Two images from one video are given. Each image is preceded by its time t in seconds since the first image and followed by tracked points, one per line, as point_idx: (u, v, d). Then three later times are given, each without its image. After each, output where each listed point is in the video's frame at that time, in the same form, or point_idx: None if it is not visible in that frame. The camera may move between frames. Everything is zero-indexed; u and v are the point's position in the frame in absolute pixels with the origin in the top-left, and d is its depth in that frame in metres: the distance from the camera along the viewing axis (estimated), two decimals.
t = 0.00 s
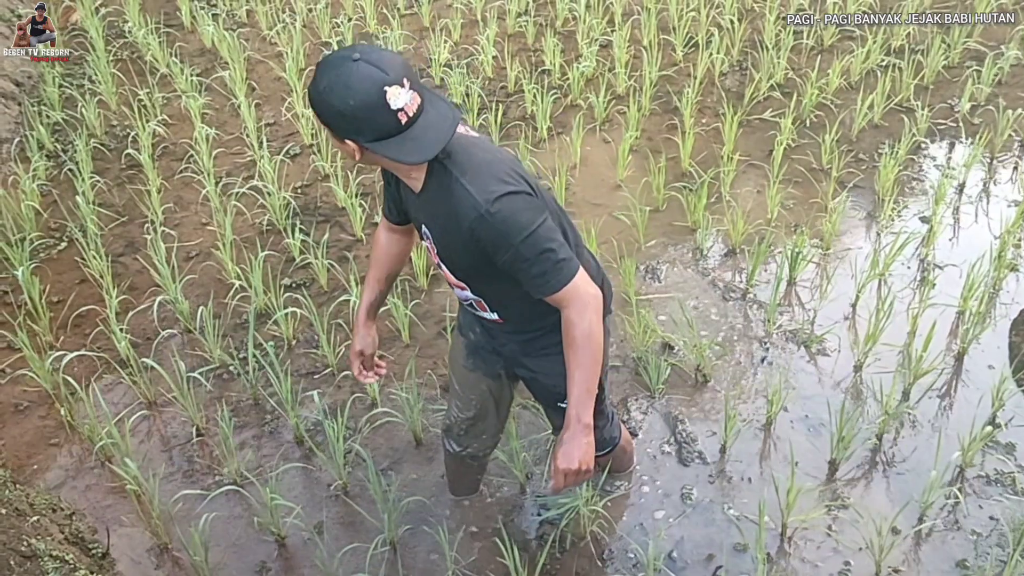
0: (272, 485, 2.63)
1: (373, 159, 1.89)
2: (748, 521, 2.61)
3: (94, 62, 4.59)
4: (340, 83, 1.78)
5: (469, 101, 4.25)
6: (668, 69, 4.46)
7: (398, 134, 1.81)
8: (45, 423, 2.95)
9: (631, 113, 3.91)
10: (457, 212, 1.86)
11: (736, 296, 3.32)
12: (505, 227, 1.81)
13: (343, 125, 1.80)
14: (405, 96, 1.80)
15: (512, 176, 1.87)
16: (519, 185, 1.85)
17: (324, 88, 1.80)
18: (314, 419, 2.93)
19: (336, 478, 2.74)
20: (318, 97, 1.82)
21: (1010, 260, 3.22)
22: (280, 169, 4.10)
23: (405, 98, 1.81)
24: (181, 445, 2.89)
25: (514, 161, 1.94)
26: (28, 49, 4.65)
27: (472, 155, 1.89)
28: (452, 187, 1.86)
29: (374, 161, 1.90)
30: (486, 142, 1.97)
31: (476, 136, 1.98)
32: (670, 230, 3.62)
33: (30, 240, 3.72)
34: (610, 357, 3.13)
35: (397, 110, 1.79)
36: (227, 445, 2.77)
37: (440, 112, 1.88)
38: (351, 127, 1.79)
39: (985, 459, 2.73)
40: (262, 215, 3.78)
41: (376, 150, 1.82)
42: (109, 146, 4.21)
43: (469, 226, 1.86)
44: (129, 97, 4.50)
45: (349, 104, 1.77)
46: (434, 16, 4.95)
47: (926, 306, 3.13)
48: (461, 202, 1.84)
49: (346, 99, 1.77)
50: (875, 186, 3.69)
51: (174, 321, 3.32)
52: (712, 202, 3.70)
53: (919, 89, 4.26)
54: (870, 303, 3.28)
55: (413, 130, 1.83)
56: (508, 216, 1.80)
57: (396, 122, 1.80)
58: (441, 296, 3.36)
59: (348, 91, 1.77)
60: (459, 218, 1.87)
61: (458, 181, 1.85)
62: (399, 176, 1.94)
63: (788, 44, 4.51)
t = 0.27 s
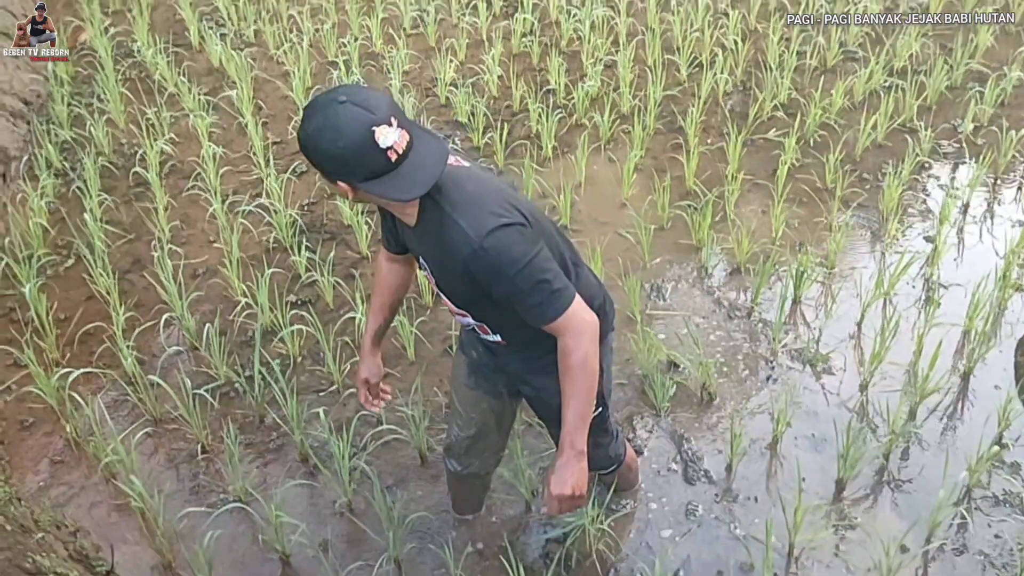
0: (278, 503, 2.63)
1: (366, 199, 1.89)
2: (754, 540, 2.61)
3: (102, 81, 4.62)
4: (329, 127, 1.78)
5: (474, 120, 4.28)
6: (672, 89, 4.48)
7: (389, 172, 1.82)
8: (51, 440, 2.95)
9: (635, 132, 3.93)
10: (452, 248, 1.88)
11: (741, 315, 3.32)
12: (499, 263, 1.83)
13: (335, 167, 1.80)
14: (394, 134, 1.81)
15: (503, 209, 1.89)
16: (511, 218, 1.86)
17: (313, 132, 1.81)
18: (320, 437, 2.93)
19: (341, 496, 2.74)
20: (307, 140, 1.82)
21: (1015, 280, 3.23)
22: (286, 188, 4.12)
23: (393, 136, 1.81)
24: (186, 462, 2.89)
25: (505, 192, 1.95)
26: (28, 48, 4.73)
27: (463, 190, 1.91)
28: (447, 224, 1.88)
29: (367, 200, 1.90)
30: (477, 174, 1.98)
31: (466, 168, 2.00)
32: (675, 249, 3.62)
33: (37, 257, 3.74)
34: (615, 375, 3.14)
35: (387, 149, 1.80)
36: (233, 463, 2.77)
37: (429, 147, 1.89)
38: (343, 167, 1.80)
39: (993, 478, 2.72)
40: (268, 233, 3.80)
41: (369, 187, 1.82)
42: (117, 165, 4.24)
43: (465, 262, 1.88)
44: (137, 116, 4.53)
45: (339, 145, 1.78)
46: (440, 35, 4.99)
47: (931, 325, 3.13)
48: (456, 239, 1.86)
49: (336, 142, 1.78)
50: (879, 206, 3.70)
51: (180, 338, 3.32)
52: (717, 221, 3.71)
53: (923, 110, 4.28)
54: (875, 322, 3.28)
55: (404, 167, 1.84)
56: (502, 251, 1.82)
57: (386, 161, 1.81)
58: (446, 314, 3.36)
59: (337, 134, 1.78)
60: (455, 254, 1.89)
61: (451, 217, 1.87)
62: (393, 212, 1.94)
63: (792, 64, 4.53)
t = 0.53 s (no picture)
0: (281, 551, 2.60)
1: (377, 295, 1.88)
2: None
3: (113, 127, 4.69)
4: (295, 273, 1.80)
5: (481, 168, 4.32)
6: (678, 138, 4.52)
7: (366, 243, 1.84)
8: (53, 486, 2.93)
9: (641, 180, 3.96)
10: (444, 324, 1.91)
11: (748, 363, 3.31)
12: (493, 336, 1.86)
13: (330, 285, 1.80)
14: (338, 223, 1.86)
15: (489, 280, 1.91)
16: (498, 289, 1.89)
17: (286, 283, 1.82)
18: (324, 484, 2.90)
19: (346, 544, 2.71)
20: (297, 305, 1.83)
21: None
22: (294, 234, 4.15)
23: (339, 223, 1.86)
24: (189, 509, 2.87)
25: (490, 260, 1.96)
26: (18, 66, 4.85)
27: (450, 264, 1.93)
28: (439, 302, 1.90)
29: (381, 295, 1.89)
30: (463, 244, 2.00)
31: (449, 239, 2.01)
32: (682, 296, 3.63)
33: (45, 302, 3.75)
34: (622, 423, 3.12)
35: (343, 234, 1.84)
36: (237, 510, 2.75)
37: (377, 212, 1.93)
38: (339, 281, 1.79)
39: (1005, 529, 2.69)
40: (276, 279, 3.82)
41: (368, 277, 1.82)
42: (126, 210, 4.28)
43: (460, 337, 1.91)
44: (147, 162, 4.58)
45: (316, 271, 1.78)
46: (448, 84, 5.06)
47: (939, 373, 3.12)
48: (450, 316, 1.89)
49: (311, 273, 1.79)
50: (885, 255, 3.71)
51: (186, 383, 3.32)
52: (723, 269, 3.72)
53: (927, 159, 4.31)
54: (883, 371, 3.27)
55: (372, 232, 1.87)
56: (494, 324, 1.86)
57: (355, 240, 1.84)
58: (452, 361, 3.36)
59: (307, 266, 1.79)
60: (450, 330, 1.92)
61: (442, 295, 1.90)
62: (399, 296, 1.93)
63: (796, 114, 4.58)
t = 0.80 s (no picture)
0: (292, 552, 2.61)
1: (376, 351, 1.92)
2: None
3: (127, 129, 4.72)
4: (295, 344, 1.84)
5: (492, 172, 4.33)
6: (689, 143, 4.52)
7: (359, 303, 1.88)
8: (66, 486, 2.95)
9: (653, 185, 3.97)
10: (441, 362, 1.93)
11: (759, 368, 3.31)
12: (489, 368, 1.89)
13: (331, 352, 1.83)
14: (327, 288, 1.89)
15: (477, 313, 1.92)
16: (486, 321, 1.90)
17: (288, 356, 1.85)
18: (335, 486, 2.91)
19: (357, 546, 2.72)
20: (302, 375, 1.86)
21: None
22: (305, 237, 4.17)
23: (327, 288, 1.90)
24: (201, 509, 2.88)
25: (477, 291, 1.97)
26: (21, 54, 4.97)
27: (437, 304, 1.95)
28: (432, 345, 1.93)
29: (378, 351, 1.94)
30: (447, 279, 2.01)
31: (433, 276, 2.02)
32: (692, 301, 3.63)
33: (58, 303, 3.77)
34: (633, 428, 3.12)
35: (333, 298, 1.88)
36: (248, 511, 2.76)
37: (362, 271, 1.96)
38: (339, 346, 1.83)
39: (1018, 537, 2.68)
40: (287, 282, 3.83)
41: (367, 337, 1.86)
42: (139, 212, 4.30)
43: (460, 376, 1.94)
44: (160, 164, 4.60)
45: (315, 340, 1.82)
46: (459, 88, 5.07)
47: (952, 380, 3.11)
48: (445, 356, 1.92)
49: (310, 342, 1.82)
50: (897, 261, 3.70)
51: (198, 385, 3.34)
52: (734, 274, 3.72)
53: (939, 165, 4.30)
54: (895, 377, 3.26)
55: (363, 290, 1.91)
56: (488, 357, 1.88)
57: (347, 302, 1.87)
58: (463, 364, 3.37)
59: (305, 336, 1.83)
60: (449, 369, 1.95)
61: (433, 338, 1.92)
62: (399, 346, 1.97)
63: (808, 119, 4.58)
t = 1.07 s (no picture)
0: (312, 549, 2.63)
1: (376, 408, 1.93)
2: None
3: (151, 126, 4.75)
4: (298, 409, 1.83)
5: (512, 172, 4.34)
6: (711, 144, 4.51)
7: (359, 364, 1.89)
8: (89, 480, 2.98)
9: (673, 187, 3.96)
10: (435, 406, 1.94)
11: (780, 371, 3.29)
12: (484, 405, 1.89)
13: (335, 415, 1.83)
14: (326, 352, 1.90)
15: (462, 350, 1.93)
16: (471, 359, 1.91)
17: (293, 422, 1.85)
18: (355, 484, 2.92)
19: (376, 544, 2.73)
20: (307, 439, 1.86)
21: None
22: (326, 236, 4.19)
23: (328, 352, 1.90)
24: (222, 505, 2.90)
25: (459, 330, 1.98)
26: (30, 49, 4.91)
27: (422, 351, 1.96)
28: (426, 395, 1.95)
29: (378, 409, 1.94)
30: (430, 325, 2.02)
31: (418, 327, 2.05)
32: (713, 303, 3.62)
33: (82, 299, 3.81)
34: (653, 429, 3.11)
35: (335, 362, 1.88)
36: (269, 508, 2.78)
37: (357, 332, 1.97)
38: (342, 409, 1.83)
39: None
40: (308, 280, 3.86)
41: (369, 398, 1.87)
42: (162, 209, 4.33)
43: (461, 419, 1.96)
44: (183, 161, 4.63)
45: (319, 404, 1.82)
46: (480, 87, 5.08)
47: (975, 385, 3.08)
48: (440, 403, 1.93)
49: (313, 406, 1.82)
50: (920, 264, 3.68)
51: (219, 381, 3.36)
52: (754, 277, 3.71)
53: (963, 169, 4.26)
54: (917, 382, 3.24)
55: (362, 349, 1.92)
56: (479, 395, 1.89)
57: (348, 364, 1.88)
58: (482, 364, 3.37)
59: (308, 401, 1.82)
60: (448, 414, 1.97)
61: (424, 388, 1.94)
62: (398, 401, 1.99)
63: (830, 121, 4.55)
